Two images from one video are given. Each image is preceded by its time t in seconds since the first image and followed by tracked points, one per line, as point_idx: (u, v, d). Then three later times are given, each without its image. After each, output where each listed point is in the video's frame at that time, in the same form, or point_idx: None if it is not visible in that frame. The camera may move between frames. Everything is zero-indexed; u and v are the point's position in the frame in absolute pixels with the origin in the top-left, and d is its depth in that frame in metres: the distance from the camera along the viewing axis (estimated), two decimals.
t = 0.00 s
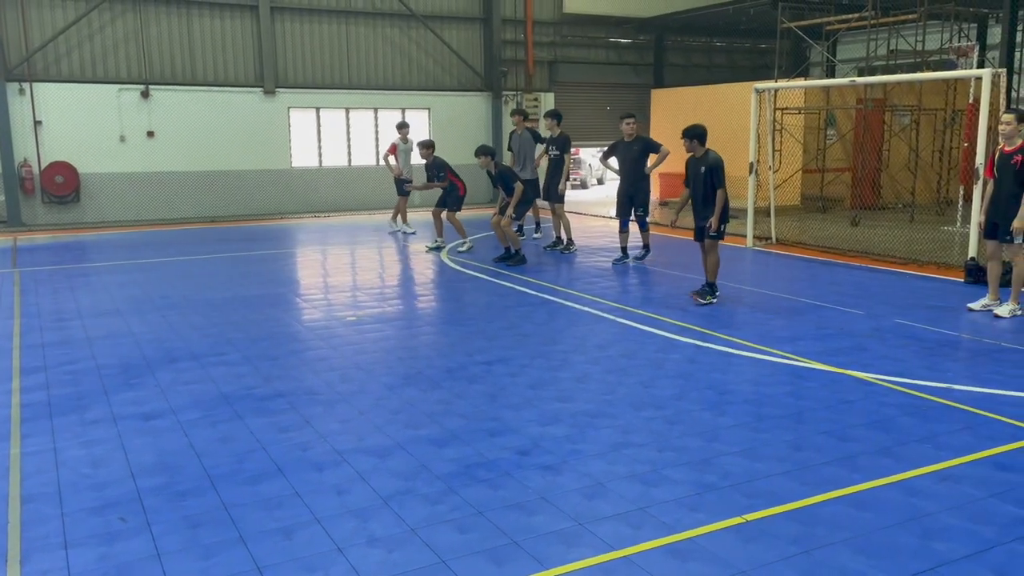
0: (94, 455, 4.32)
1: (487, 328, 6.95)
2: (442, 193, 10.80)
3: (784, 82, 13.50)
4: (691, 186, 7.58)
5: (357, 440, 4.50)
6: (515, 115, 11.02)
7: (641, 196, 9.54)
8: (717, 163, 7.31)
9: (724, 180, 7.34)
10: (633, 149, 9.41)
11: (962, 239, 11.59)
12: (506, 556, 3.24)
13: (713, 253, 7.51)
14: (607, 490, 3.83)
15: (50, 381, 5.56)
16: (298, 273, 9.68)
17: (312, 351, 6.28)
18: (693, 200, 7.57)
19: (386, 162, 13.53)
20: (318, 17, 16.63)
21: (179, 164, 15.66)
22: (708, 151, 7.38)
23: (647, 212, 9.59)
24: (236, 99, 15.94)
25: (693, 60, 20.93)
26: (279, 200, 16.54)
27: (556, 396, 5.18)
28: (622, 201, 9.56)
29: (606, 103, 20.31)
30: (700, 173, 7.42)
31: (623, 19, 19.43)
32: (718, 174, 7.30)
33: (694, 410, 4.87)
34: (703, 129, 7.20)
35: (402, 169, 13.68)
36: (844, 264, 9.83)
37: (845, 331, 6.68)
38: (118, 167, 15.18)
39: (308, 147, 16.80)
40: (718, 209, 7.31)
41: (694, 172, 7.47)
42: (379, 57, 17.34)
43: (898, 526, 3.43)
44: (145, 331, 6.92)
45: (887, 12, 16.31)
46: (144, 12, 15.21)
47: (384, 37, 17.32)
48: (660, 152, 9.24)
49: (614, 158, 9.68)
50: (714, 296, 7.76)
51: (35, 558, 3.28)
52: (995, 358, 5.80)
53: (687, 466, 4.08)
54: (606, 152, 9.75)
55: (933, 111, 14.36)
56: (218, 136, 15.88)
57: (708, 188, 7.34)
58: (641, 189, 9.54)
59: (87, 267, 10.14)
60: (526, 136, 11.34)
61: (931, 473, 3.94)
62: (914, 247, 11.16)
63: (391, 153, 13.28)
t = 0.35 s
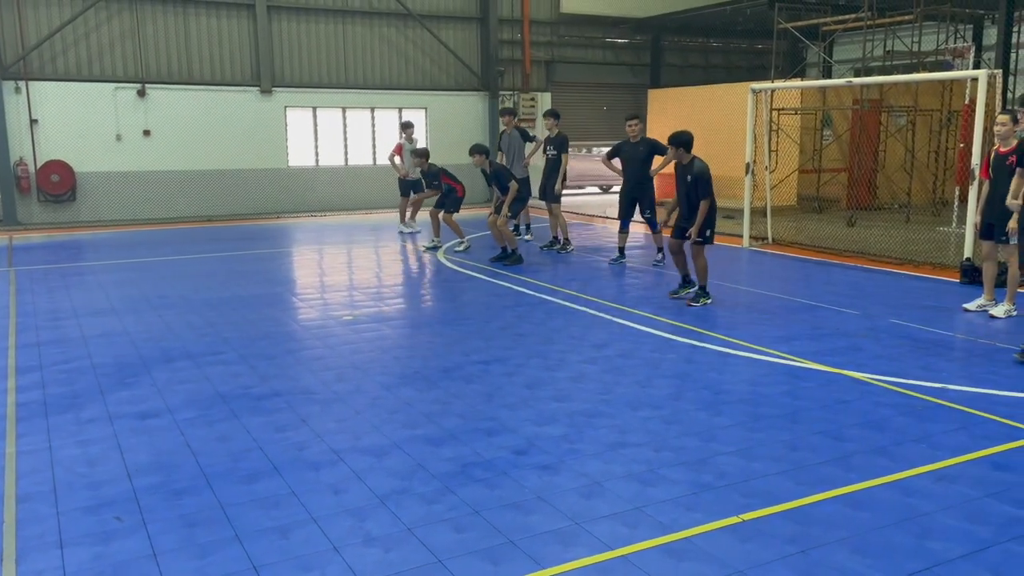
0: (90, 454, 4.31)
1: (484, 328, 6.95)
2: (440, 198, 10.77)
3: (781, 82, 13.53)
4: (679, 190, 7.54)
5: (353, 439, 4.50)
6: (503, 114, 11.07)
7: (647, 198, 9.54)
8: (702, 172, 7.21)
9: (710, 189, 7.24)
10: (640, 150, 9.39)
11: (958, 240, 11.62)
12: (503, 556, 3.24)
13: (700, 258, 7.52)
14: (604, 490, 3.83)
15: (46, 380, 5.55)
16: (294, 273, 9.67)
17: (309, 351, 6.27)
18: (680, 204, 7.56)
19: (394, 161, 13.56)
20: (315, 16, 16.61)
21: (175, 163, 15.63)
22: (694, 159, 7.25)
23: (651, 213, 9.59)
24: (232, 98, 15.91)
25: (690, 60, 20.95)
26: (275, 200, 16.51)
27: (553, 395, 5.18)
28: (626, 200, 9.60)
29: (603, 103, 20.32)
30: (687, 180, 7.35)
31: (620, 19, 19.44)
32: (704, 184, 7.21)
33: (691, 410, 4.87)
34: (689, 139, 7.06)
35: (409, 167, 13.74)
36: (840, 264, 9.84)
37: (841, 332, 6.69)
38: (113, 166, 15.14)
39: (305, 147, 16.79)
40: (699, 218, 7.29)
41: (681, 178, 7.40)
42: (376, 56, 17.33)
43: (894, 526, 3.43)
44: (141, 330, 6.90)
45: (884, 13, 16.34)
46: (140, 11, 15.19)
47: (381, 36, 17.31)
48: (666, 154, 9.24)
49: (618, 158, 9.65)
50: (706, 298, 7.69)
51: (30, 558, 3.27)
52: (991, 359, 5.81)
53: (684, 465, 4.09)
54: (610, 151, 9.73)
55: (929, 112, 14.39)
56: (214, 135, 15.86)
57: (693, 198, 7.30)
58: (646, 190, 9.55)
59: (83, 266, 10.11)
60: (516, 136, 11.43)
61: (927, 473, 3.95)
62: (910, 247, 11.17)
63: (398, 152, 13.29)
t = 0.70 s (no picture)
0: (89, 452, 4.31)
1: (482, 327, 6.96)
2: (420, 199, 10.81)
3: (780, 82, 13.55)
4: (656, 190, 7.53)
5: (352, 437, 4.51)
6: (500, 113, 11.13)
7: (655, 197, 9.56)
8: (676, 175, 7.18)
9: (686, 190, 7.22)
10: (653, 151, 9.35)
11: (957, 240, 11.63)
12: (502, 554, 3.25)
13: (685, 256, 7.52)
14: (602, 488, 3.84)
15: (44, 378, 5.56)
16: (293, 271, 9.67)
17: (307, 349, 6.28)
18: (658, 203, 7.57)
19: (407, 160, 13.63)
20: (315, 16, 16.61)
21: (174, 160, 15.62)
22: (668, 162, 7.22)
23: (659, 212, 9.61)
24: (232, 96, 15.91)
25: (689, 60, 20.97)
26: (274, 198, 16.52)
27: (551, 394, 5.19)
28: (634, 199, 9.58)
29: (602, 103, 20.31)
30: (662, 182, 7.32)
31: (620, 19, 19.44)
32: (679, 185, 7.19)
33: (689, 409, 4.88)
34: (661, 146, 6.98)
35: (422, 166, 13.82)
36: (838, 264, 9.85)
37: (839, 331, 6.70)
38: (112, 164, 15.14)
39: (304, 146, 16.80)
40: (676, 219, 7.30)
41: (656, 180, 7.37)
42: (375, 55, 17.32)
43: (892, 524, 3.44)
44: (140, 329, 6.91)
45: (883, 13, 16.36)
46: (140, 10, 15.19)
47: (381, 36, 17.31)
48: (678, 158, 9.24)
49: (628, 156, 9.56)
50: (701, 296, 7.71)
51: (29, 555, 3.27)
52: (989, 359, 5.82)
53: (681, 464, 4.10)
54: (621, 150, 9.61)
55: (928, 112, 14.42)
56: (214, 133, 15.86)
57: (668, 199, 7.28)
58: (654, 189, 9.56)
59: (81, 264, 10.11)
60: (514, 136, 11.62)
61: (924, 472, 3.96)
62: (908, 247, 11.19)
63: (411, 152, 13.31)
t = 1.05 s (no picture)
0: (91, 447, 4.34)
1: (483, 324, 6.98)
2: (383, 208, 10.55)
3: (781, 82, 13.57)
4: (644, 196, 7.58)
5: (353, 433, 4.53)
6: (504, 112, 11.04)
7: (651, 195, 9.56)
8: (664, 178, 7.24)
9: (671, 193, 7.22)
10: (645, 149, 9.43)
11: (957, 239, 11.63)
12: (501, 548, 3.27)
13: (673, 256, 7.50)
14: (601, 484, 3.87)
15: (47, 374, 5.59)
16: (295, 269, 9.70)
17: (309, 346, 6.30)
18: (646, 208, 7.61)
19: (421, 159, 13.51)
20: (317, 14, 16.62)
21: (176, 158, 15.65)
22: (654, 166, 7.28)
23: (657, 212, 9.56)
24: (235, 94, 15.95)
25: (691, 59, 20.98)
26: (275, 195, 16.55)
27: (551, 391, 5.21)
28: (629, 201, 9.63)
29: (604, 102, 20.31)
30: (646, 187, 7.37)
31: (621, 17, 19.44)
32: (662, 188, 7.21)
33: (688, 406, 4.91)
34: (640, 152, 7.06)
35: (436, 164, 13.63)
36: (839, 263, 9.87)
37: (839, 330, 6.72)
38: (114, 162, 15.17)
39: (306, 144, 16.84)
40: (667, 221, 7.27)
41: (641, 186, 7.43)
42: (377, 53, 17.33)
43: (889, 521, 3.46)
44: (142, 325, 6.94)
45: (885, 13, 16.37)
46: (143, 8, 15.22)
47: (383, 34, 17.33)
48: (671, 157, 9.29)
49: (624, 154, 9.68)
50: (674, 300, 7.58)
51: (33, 548, 3.30)
52: (989, 358, 5.83)
53: (680, 461, 4.12)
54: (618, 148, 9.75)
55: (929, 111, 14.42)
56: (216, 131, 15.89)
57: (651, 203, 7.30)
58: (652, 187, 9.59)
59: (83, 262, 10.14)
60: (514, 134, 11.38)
61: (922, 470, 3.99)
62: (909, 247, 11.19)
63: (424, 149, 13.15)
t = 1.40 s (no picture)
0: (98, 443, 4.38)
1: (487, 323, 7.01)
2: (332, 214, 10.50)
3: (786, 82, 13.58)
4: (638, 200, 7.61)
5: (358, 430, 4.57)
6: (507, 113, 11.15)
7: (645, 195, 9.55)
8: (656, 185, 7.24)
9: (664, 199, 7.26)
10: (636, 147, 9.42)
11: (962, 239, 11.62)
12: (504, 543, 3.30)
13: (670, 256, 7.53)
14: (603, 480, 3.89)
15: (55, 370, 5.63)
16: (300, 267, 9.75)
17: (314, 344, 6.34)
18: (638, 212, 7.66)
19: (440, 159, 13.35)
20: (323, 13, 16.67)
21: (183, 156, 15.70)
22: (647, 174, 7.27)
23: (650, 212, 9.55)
24: (241, 93, 15.99)
25: (696, 58, 20.99)
26: (281, 194, 16.59)
27: (555, 389, 5.24)
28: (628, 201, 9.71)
29: (609, 101, 20.32)
30: (640, 192, 7.39)
31: (627, 16, 19.43)
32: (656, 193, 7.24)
33: (691, 405, 4.93)
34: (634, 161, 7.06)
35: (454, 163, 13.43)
36: (843, 263, 9.88)
37: (843, 329, 6.73)
38: (121, 160, 15.24)
39: (311, 143, 16.90)
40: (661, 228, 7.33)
41: (634, 192, 7.45)
42: (382, 52, 17.37)
43: (889, 518, 3.48)
44: (149, 323, 6.98)
45: (890, 13, 16.36)
46: (149, 7, 15.28)
47: (388, 33, 17.37)
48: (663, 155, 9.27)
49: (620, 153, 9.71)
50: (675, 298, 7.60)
51: (41, 541, 3.34)
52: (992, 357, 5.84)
53: (682, 458, 4.14)
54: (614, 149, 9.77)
55: (934, 111, 14.42)
56: (222, 130, 15.94)
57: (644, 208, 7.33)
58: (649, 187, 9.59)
59: (91, 259, 10.19)
60: (517, 134, 11.54)
61: (923, 468, 4.00)
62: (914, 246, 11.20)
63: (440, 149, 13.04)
